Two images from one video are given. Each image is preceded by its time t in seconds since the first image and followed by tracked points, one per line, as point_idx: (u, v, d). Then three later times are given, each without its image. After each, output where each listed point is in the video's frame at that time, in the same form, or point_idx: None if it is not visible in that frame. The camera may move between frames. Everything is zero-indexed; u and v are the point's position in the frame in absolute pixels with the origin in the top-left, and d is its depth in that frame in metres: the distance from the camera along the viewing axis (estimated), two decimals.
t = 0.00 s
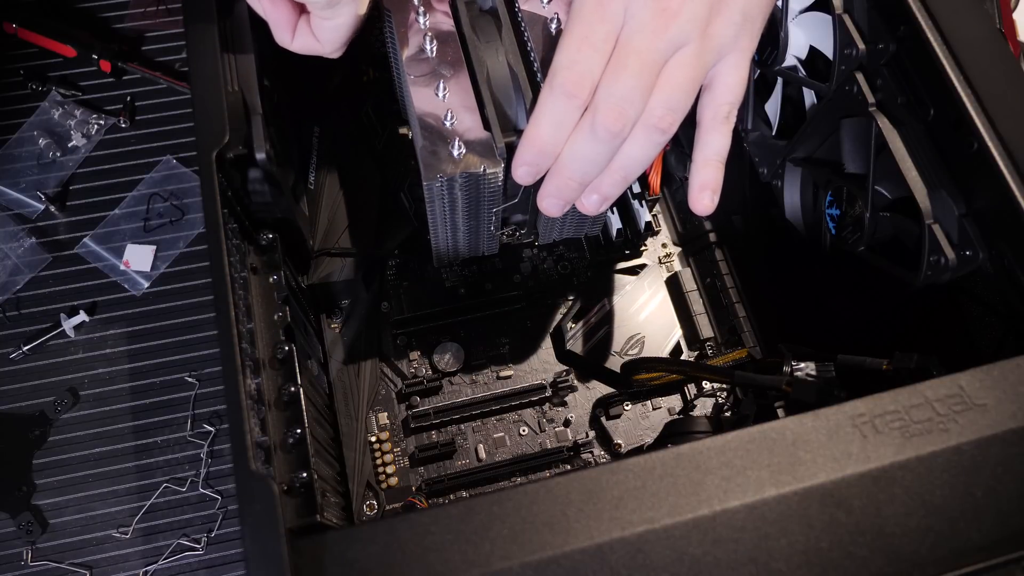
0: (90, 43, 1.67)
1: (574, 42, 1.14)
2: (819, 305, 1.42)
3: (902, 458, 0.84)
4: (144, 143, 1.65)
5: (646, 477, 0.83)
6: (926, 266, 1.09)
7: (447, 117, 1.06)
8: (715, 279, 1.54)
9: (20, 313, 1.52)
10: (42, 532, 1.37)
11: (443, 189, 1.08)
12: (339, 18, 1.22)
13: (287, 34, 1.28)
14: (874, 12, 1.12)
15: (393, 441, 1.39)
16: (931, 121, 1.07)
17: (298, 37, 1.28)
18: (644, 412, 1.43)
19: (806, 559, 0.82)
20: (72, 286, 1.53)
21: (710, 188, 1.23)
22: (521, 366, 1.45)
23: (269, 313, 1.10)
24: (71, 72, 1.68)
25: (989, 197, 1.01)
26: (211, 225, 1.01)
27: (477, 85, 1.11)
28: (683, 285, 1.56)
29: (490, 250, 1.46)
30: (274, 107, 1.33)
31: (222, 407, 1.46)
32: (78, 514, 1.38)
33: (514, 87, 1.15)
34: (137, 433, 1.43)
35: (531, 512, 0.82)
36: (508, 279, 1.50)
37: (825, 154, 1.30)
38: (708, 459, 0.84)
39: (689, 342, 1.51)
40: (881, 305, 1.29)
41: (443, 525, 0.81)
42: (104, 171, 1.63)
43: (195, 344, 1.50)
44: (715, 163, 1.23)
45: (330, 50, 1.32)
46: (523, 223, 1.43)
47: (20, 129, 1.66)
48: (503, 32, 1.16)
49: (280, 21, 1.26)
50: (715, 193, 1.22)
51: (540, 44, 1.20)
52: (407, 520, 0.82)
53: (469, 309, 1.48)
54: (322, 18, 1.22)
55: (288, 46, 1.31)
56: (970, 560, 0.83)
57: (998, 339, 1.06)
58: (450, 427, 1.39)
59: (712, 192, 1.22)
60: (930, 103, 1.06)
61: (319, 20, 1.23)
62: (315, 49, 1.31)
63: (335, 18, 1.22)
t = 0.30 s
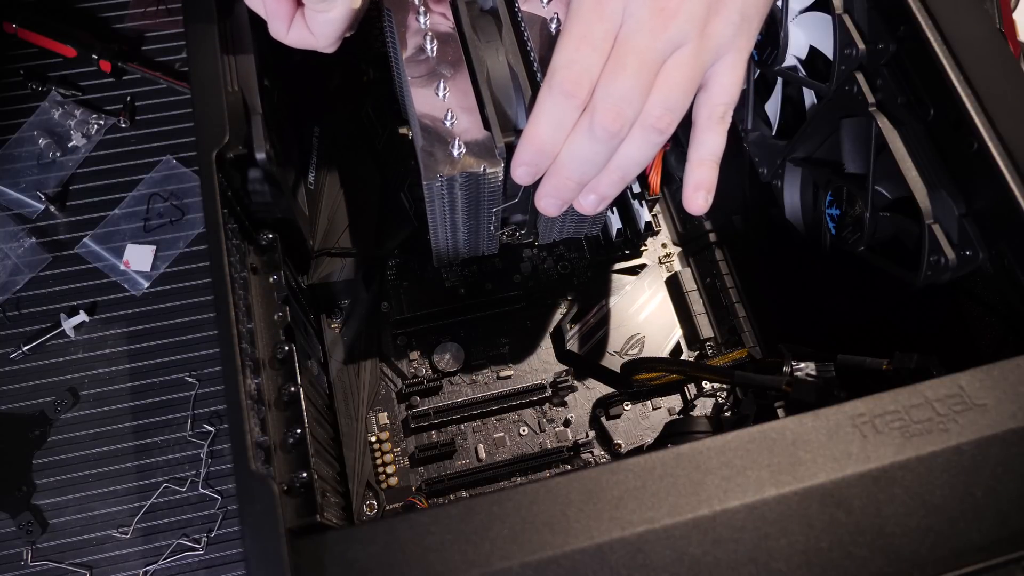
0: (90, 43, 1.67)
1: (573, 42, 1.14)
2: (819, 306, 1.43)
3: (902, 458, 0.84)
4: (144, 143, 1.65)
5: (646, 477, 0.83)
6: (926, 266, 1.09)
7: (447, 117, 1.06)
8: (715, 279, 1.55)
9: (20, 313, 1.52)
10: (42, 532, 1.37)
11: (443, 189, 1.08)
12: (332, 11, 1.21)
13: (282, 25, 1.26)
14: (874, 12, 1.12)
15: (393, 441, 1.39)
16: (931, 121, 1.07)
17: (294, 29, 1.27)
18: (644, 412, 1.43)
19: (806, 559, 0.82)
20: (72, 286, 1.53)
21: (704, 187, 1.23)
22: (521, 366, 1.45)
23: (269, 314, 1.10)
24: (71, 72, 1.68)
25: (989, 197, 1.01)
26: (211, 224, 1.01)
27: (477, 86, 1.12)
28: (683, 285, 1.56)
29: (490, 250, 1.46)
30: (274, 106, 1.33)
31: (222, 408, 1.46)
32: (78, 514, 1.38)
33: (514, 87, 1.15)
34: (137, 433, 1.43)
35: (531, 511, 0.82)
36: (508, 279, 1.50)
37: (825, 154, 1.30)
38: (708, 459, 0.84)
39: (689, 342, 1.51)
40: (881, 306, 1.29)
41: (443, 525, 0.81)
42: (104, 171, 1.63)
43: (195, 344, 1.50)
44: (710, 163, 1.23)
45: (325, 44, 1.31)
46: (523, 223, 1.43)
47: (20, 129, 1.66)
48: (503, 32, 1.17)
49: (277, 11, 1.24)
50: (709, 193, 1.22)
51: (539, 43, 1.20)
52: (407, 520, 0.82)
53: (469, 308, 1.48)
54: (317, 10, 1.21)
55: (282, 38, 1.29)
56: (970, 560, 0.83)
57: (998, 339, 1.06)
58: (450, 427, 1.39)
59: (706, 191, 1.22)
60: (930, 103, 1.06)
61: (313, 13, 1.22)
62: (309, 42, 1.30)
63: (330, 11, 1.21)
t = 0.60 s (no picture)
0: (90, 43, 1.67)
1: (573, 42, 1.14)
2: (819, 306, 1.42)
3: (902, 458, 0.84)
4: (144, 143, 1.65)
5: (646, 477, 0.83)
6: (926, 266, 1.09)
7: (447, 117, 1.06)
8: (715, 279, 1.55)
9: (20, 313, 1.52)
10: (42, 532, 1.37)
11: (443, 189, 1.08)
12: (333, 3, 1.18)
13: (282, 18, 1.24)
14: (874, 12, 1.12)
15: (393, 441, 1.39)
16: (931, 121, 1.07)
17: (294, 23, 1.25)
18: (644, 412, 1.43)
19: (806, 559, 0.82)
20: (72, 286, 1.53)
21: (703, 187, 1.23)
22: (521, 366, 1.45)
23: (269, 314, 1.10)
24: (71, 72, 1.68)
25: (990, 197, 1.01)
26: (211, 225, 1.01)
27: (477, 86, 1.12)
28: (683, 285, 1.56)
29: (490, 250, 1.46)
30: (274, 106, 1.33)
31: (222, 408, 1.46)
32: (78, 514, 1.38)
33: (514, 88, 1.16)
34: (137, 433, 1.43)
35: (531, 511, 0.82)
36: (508, 279, 1.50)
37: (825, 154, 1.30)
38: (708, 459, 0.84)
39: (689, 342, 1.51)
40: (881, 306, 1.29)
41: (443, 525, 0.81)
42: (104, 171, 1.63)
43: (195, 344, 1.50)
44: (709, 163, 1.23)
45: (325, 39, 1.29)
46: (523, 223, 1.43)
47: (20, 129, 1.66)
48: (503, 32, 1.17)
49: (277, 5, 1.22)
50: (708, 192, 1.22)
51: (539, 43, 1.20)
52: (407, 520, 0.82)
53: (469, 308, 1.48)
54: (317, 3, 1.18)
55: (282, 31, 1.27)
56: (970, 560, 0.83)
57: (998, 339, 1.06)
58: (450, 427, 1.39)
59: (705, 191, 1.22)
60: (930, 103, 1.06)
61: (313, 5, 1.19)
62: (309, 35, 1.28)
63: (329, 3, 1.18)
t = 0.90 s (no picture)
0: (90, 43, 1.67)
1: (573, 41, 1.14)
2: (819, 306, 1.43)
3: (902, 458, 0.84)
4: (144, 143, 1.65)
5: (646, 477, 0.83)
6: (926, 266, 1.09)
7: (447, 117, 1.06)
8: (715, 279, 1.55)
9: (20, 313, 1.52)
10: (42, 532, 1.37)
11: (443, 189, 1.09)
12: None
13: (288, 12, 1.24)
14: (874, 12, 1.12)
15: (393, 441, 1.39)
16: (931, 121, 1.07)
17: (298, 17, 1.25)
18: (644, 412, 1.43)
19: (806, 559, 0.82)
20: (72, 286, 1.53)
21: (705, 187, 1.23)
22: (521, 366, 1.45)
23: (269, 314, 1.10)
24: (71, 72, 1.68)
25: (990, 197, 1.01)
26: (211, 224, 1.01)
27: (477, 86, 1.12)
28: (683, 285, 1.56)
29: (490, 250, 1.46)
30: (274, 106, 1.33)
31: (222, 407, 1.46)
32: (78, 514, 1.38)
33: (514, 87, 1.16)
34: (137, 433, 1.43)
35: (531, 511, 0.82)
36: (508, 279, 1.50)
37: (825, 154, 1.30)
38: (708, 459, 0.84)
39: (689, 342, 1.51)
40: (881, 306, 1.29)
41: (443, 525, 0.81)
42: (104, 171, 1.63)
43: (195, 344, 1.50)
44: (711, 163, 1.23)
45: (331, 32, 1.28)
46: (523, 223, 1.43)
47: (20, 129, 1.66)
48: (503, 32, 1.17)
49: None
50: (710, 193, 1.21)
51: (539, 43, 1.20)
52: (407, 520, 0.82)
53: (468, 308, 1.48)
54: None
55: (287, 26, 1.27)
56: (970, 560, 0.83)
57: (997, 339, 1.06)
58: (450, 427, 1.39)
59: (707, 191, 1.22)
60: (930, 103, 1.06)
61: None
62: (316, 30, 1.27)
63: None
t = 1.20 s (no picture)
0: (90, 43, 1.67)
1: (574, 42, 1.14)
2: (818, 306, 1.43)
3: (902, 458, 0.84)
4: (144, 143, 1.65)
5: (646, 477, 0.83)
6: (926, 266, 1.09)
7: (447, 117, 1.06)
8: (715, 279, 1.55)
9: (20, 313, 1.52)
10: (42, 532, 1.37)
11: (443, 189, 1.09)
12: None
13: (283, 10, 1.24)
14: (874, 12, 1.12)
15: (393, 441, 1.39)
16: (931, 121, 1.07)
17: (295, 15, 1.25)
18: (644, 412, 1.43)
19: (806, 559, 0.82)
20: (72, 286, 1.53)
21: (708, 187, 1.23)
22: (521, 366, 1.46)
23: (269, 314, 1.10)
24: (71, 72, 1.68)
25: (990, 198, 1.01)
26: (211, 224, 1.01)
27: (478, 86, 1.12)
28: (683, 285, 1.57)
29: (489, 250, 1.45)
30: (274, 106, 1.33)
31: (222, 407, 1.46)
32: (78, 514, 1.38)
33: (514, 87, 1.16)
34: (137, 433, 1.43)
35: (531, 511, 0.82)
36: (508, 279, 1.50)
37: (825, 154, 1.30)
38: (708, 460, 0.84)
39: (689, 342, 1.51)
40: (881, 306, 1.29)
41: (443, 525, 0.81)
42: (104, 171, 1.63)
43: (195, 344, 1.50)
44: (713, 163, 1.24)
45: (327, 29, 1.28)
46: (524, 223, 1.43)
47: (20, 129, 1.66)
48: (504, 32, 1.17)
49: None
50: (713, 193, 1.22)
51: (540, 43, 1.20)
52: (407, 520, 0.82)
53: (468, 308, 1.48)
54: None
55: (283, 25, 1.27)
56: (970, 560, 0.83)
57: (997, 339, 1.06)
58: (450, 427, 1.39)
59: (710, 191, 1.22)
60: (930, 103, 1.06)
61: None
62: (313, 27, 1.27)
63: None
